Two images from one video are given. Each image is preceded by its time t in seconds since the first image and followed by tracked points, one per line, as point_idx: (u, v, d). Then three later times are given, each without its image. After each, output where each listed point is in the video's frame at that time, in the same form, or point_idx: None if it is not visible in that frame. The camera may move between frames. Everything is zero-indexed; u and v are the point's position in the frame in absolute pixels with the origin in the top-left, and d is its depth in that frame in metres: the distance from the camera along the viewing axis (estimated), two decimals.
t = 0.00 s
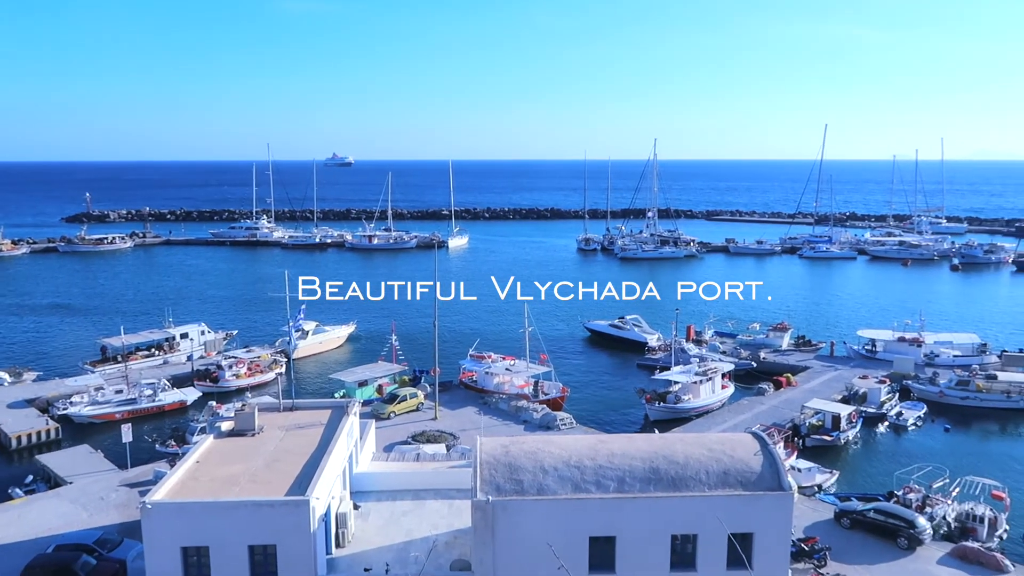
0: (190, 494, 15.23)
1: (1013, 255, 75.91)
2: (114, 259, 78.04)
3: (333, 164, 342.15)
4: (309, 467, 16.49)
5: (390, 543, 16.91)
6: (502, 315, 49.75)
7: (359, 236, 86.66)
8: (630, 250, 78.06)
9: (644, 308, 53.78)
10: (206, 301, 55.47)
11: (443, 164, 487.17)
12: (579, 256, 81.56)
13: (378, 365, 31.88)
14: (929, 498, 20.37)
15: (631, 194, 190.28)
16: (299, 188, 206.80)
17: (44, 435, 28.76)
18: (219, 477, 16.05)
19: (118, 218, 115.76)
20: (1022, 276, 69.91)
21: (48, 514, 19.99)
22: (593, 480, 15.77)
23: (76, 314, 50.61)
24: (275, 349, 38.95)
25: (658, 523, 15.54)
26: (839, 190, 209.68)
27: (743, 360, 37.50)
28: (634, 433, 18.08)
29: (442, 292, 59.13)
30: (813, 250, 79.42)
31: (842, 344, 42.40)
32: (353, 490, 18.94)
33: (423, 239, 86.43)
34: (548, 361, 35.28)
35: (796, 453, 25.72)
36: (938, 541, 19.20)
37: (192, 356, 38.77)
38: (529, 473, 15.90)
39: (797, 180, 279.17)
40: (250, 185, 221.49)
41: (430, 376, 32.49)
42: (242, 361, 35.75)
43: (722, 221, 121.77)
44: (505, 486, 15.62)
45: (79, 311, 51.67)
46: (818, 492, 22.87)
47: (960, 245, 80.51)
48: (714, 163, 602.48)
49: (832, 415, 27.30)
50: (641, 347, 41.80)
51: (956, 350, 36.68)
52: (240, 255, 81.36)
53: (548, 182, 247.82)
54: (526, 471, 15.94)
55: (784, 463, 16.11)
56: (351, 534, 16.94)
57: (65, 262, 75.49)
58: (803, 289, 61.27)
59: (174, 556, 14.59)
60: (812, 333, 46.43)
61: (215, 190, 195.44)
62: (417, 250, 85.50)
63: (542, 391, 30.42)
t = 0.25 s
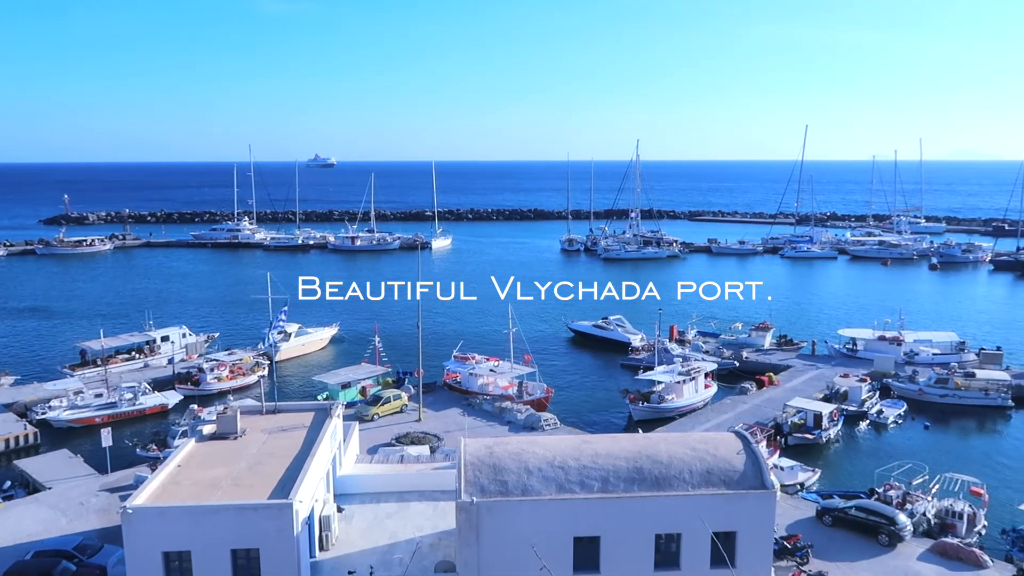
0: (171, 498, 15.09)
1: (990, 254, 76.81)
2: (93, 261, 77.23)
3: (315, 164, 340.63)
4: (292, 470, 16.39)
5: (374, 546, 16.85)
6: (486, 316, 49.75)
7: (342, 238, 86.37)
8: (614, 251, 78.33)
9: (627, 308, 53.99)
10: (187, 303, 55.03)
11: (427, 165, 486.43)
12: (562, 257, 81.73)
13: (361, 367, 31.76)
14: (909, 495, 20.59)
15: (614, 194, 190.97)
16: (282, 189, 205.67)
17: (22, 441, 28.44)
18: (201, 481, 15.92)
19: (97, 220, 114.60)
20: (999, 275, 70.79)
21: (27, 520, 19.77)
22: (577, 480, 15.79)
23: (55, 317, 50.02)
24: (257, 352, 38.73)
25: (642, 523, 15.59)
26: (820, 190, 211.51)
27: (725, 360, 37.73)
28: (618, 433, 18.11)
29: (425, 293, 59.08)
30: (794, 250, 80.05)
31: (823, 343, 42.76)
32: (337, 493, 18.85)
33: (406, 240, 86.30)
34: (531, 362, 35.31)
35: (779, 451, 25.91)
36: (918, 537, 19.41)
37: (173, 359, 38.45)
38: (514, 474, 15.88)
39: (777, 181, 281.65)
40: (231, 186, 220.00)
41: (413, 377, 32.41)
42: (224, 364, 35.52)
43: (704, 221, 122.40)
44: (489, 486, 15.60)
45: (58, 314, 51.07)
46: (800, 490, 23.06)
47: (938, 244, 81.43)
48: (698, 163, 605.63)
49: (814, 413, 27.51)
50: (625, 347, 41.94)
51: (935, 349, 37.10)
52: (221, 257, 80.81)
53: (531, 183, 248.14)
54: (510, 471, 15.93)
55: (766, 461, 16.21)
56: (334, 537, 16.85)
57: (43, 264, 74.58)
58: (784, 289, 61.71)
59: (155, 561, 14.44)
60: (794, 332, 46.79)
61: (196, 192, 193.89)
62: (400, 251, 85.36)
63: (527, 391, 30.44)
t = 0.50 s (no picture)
0: (153, 502, 14.95)
1: (968, 253, 77.70)
2: (72, 264, 76.39)
3: (298, 165, 338.71)
4: (275, 474, 16.30)
5: (358, 548, 16.78)
6: (470, 317, 49.71)
7: (325, 239, 85.98)
8: (597, 252, 78.50)
9: (611, 308, 54.14)
10: (168, 306, 54.57)
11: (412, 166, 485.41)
12: (546, 258, 81.79)
13: (345, 369, 31.64)
14: (890, 493, 20.80)
15: (598, 195, 191.37)
16: (264, 190, 204.48)
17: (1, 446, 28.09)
18: (184, 485, 15.79)
19: (77, 222, 113.34)
20: (977, 274, 71.60)
21: (6, 527, 19.51)
22: (562, 481, 15.81)
23: (34, 320, 49.42)
24: (240, 354, 38.47)
25: (627, 522, 15.63)
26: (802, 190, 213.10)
27: (709, 360, 37.92)
28: (603, 433, 18.15)
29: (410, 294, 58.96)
30: (776, 250, 80.57)
31: (805, 342, 43.10)
32: (321, 496, 18.77)
33: (390, 242, 86.08)
34: (516, 363, 35.30)
35: (762, 450, 26.08)
36: (900, 534, 19.60)
37: (154, 362, 38.12)
38: (499, 475, 15.87)
39: (760, 181, 283.59)
40: (213, 188, 218.35)
41: (397, 379, 32.32)
42: (206, 367, 35.26)
43: (687, 222, 122.96)
44: (474, 488, 15.59)
45: (37, 318, 50.45)
46: (783, 488, 23.22)
47: (918, 244, 82.23)
48: (682, 163, 608.46)
49: (797, 412, 27.71)
50: (609, 347, 42.04)
51: (915, 347, 37.48)
52: (203, 259, 80.20)
53: (516, 184, 248.21)
54: (495, 472, 15.91)
55: (750, 460, 16.32)
56: (318, 540, 16.77)
57: (21, 267, 73.68)
58: (766, 289, 62.09)
59: (137, 566, 14.30)
60: (776, 331, 47.08)
61: (177, 194, 192.16)
62: (384, 252, 85.12)
63: (512, 392, 30.46)
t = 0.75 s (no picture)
0: (134, 506, 14.81)
1: (948, 252, 78.55)
2: (52, 266, 75.56)
3: (281, 166, 336.78)
4: (259, 476, 16.19)
5: (343, 550, 16.72)
6: (455, 318, 49.65)
7: (308, 240, 85.58)
8: (582, 252, 78.65)
9: (596, 308, 54.29)
10: (150, 308, 54.11)
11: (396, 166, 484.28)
12: (530, 258, 81.84)
13: (328, 371, 31.52)
14: (872, 490, 20.99)
15: (582, 195, 191.78)
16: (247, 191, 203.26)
17: None
18: (166, 488, 15.66)
19: (56, 223, 112.11)
20: (957, 273, 72.38)
21: None
22: (547, 481, 15.82)
23: (13, 324, 48.82)
24: (222, 356, 38.22)
25: (612, 522, 15.66)
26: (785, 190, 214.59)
27: (693, 359, 38.09)
28: (588, 433, 18.16)
29: (395, 295, 58.83)
30: (759, 250, 81.08)
31: (788, 341, 43.44)
32: (305, 498, 18.66)
33: (374, 243, 85.85)
34: (500, 364, 35.30)
35: (746, 448, 26.23)
36: (882, 531, 19.78)
37: (136, 364, 37.78)
38: (484, 476, 15.84)
39: (743, 181, 285.34)
40: (196, 188, 216.75)
41: (382, 380, 32.23)
42: (188, 369, 35.01)
43: (671, 222, 123.43)
44: (459, 489, 15.55)
45: (16, 320, 49.85)
46: (767, 487, 23.40)
47: (899, 244, 83.02)
48: (667, 163, 611.05)
49: (780, 411, 27.90)
50: (594, 347, 42.13)
51: (897, 346, 37.82)
52: (184, 260, 79.58)
53: (500, 185, 248.22)
54: (481, 473, 15.88)
55: (734, 459, 16.39)
56: (303, 543, 16.66)
57: None
58: (749, 289, 62.42)
59: (119, 571, 14.17)
60: (759, 331, 47.35)
61: (159, 194, 190.54)
62: (368, 253, 84.89)
63: (497, 393, 30.46)
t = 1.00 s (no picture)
0: (114, 510, 14.65)
1: (926, 252, 79.49)
2: (28, 268, 74.62)
3: (263, 166, 334.62)
4: (240, 479, 16.08)
5: (326, 553, 16.64)
6: (438, 319, 49.59)
7: (290, 241, 85.09)
8: (564, 252, 78.76)
9: (578, 308, 54.44)
10: (130, 310, 53.58)
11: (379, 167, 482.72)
12: (513, 259, 81.86)
13: (311, 373, 31.37)
14: (853, 487, 21.21)
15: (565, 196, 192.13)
16: (227, 192, 201.67)
17: None
18: (146, 492, 15.51)
19: (33, 224, 110.72)
20: (935, 273, 73.31)
21: None
22: (531, 481, 15.82)
23: None
24: (203, 359, 37.93)
25: (595, 522, 15.69)
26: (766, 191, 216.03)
27: (676, 359, 38.27)
28: (571, 433, 18.17)
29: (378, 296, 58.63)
30: (740, 250, 81.61)
31: (770, 340, 43.78)
32: (288, 501, 18.55)
33: (355, 244, 85.56)
34: (484, 365, 35.28)
35: (728, 447, 26.39)
36: (862, 528, 19.97)
37: (115, 367, 37.40)
38: (468, 477, 15.80)
39: (725, 181, 287.14)
40: (176, 189, 214.87)
41: (364, 382, 32.10)
42: (168, 372, 34.70)
43: (653, 222, 123.98)
44: (443, 490, 15.51)
45: None
46: (749, 485, 23.57)
47: (878, 243, 83.85)
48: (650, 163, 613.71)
49: (762, 409, 28.10)
50: (577, 348, 42.22)
51: (876, 345, 38.19)
52: (164, 262, 78.88)
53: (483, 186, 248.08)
54: (464, 474, 15.85)
55: (716, 458, 16.48)
56: (285, 546, 16.56)
57: None
58: (731, 288, 62.78)
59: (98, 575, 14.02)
60: (740, 330, 47.65)
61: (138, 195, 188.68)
62: (350, 254, 84.62)
63: (480, 394, 30.45)
